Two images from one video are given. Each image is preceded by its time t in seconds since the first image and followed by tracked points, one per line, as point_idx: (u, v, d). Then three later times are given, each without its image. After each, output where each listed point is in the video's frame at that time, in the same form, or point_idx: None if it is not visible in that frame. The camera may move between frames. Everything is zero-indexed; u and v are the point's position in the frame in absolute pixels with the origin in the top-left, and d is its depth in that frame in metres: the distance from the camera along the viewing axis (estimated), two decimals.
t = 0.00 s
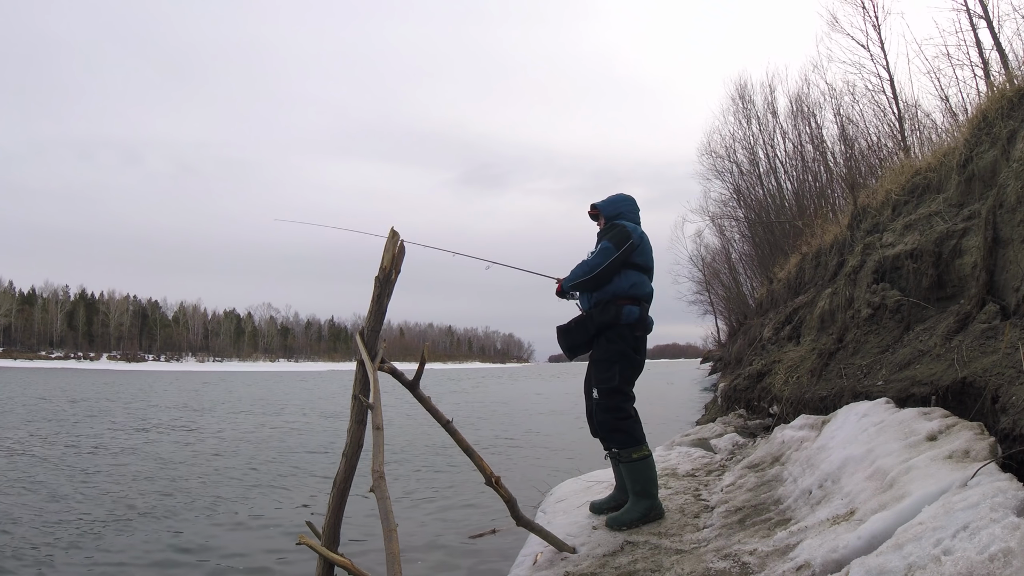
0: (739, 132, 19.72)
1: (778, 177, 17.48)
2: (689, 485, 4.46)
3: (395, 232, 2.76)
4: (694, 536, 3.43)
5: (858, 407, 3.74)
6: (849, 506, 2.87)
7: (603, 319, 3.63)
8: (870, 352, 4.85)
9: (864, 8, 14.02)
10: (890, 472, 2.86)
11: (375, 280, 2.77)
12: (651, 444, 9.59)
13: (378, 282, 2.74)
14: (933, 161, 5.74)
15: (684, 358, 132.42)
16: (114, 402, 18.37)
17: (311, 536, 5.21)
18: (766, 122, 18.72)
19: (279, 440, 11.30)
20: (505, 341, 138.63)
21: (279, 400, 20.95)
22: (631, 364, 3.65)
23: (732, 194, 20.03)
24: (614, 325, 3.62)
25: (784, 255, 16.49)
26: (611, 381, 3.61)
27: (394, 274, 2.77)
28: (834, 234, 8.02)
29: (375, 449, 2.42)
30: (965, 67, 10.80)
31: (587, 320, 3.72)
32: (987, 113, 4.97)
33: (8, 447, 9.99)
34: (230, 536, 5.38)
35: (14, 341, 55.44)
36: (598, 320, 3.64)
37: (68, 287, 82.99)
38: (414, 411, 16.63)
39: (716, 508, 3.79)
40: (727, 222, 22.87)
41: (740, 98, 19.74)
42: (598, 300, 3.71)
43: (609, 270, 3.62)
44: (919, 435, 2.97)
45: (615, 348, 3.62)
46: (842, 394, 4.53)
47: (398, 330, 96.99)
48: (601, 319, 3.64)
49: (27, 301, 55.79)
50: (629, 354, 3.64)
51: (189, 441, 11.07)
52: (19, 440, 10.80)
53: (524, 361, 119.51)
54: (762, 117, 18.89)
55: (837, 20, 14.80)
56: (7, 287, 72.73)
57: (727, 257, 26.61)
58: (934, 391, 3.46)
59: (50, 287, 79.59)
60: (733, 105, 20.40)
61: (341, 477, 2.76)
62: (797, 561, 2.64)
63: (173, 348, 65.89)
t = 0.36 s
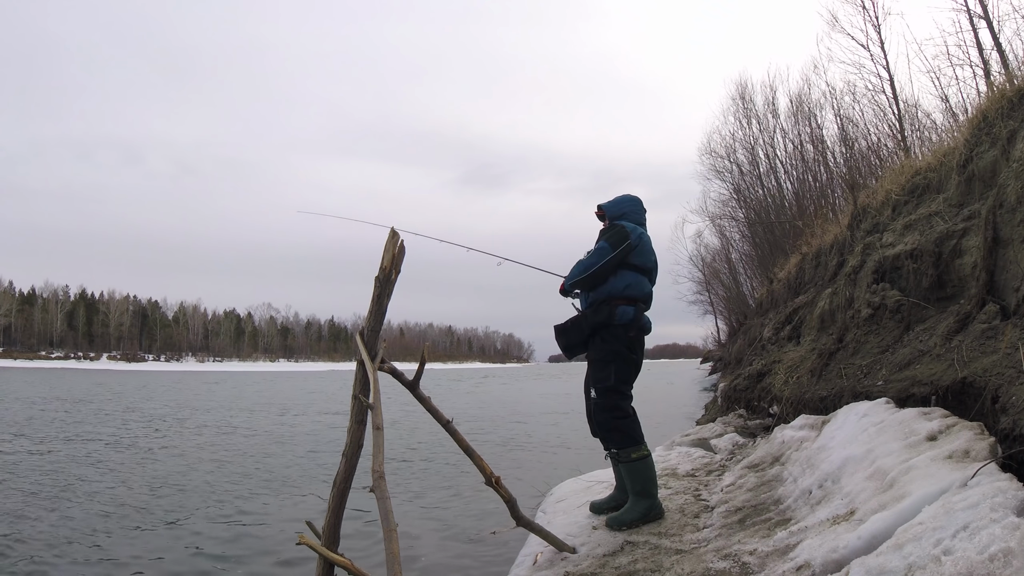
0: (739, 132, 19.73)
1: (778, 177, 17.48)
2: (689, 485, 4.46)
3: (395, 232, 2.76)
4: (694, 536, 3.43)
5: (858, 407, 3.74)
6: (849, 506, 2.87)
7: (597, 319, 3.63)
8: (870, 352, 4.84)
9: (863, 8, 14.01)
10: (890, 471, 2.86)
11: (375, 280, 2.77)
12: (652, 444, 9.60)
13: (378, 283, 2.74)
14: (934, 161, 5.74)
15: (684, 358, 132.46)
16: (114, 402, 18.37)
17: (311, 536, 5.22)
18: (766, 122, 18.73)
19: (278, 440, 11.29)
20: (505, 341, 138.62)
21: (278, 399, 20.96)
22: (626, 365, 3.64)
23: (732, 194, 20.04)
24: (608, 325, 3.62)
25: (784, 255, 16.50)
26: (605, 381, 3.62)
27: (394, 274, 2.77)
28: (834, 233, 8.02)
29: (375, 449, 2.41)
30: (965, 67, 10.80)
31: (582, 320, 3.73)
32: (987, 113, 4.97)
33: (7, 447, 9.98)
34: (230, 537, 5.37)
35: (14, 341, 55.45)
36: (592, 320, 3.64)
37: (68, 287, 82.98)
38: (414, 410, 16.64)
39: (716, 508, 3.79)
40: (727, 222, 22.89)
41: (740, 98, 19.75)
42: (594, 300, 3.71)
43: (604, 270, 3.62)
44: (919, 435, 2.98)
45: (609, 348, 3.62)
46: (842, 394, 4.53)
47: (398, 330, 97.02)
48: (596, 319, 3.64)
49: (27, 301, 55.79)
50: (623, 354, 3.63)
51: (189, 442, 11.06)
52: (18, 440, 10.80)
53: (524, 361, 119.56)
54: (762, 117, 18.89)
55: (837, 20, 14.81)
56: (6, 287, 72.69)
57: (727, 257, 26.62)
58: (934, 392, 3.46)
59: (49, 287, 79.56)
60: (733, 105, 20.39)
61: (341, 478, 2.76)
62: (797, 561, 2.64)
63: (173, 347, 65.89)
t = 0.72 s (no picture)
0: (740, 132, 19.74)
1: (778, 177, 17.49)
2: (689, 485, 4.46)
3: (395, 232, 2.76)
4: (694, 536, 3.43)
5: (858, 407, 3.74)
6: (849, 506, 2.87)
7: (596, 318, 3.63)
8: (870, 352, 4.84)
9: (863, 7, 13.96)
10: (890, 472, 2.86)
11: (375, 280, 2.77)
12: (652, 444, 9.59)
13: (378, 282, 2.74)
14: (934, 160, 5.74)
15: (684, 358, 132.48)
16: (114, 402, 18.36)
17: (311, 536, 5.22)
18: (766, 122, 18.73)
19: (278, 440, 11.29)
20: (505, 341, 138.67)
21: (279, 399, 20.95)
22: (624, 365, 3.64)
23: (732, 194, 20.04)
24: (606, 325, 3.62)
25: (784, 254, 16.50)
26: (605, 379, 3.61)
27: (394, 274, 2.77)
28: (834, 233, 8.02)
29: (375, 449, 2.41)
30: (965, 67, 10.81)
31: (580, 319, 3.73)
32: (987, 113, 4.97)
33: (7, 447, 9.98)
34: (231, 536, 5.37)
35: (14, 341, 55.44)
36: (591, 320, 3.64)
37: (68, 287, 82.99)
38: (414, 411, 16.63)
39: (716, 508, 3.79)
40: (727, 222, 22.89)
41: (740, 99, 19.76)
42: (593, 299, 3.71)
43: (603, 269, 3.63)
44: (919, 435, 2.97)
45: (608, 347, 3.62)
46: (842, 394, 4.54)
47: (398, 330, 97.04)
48: (594, 319, 3.64)
49: (26, 301, 55.76)
50: (623, 354, 3.62)
51: (189, 441, 11.05)
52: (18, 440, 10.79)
53: (524, 361, 119.59)
54: (762, 117, 18.90)
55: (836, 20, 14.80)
56: (6, 287, 72.64)
57: (727, 257, 26.62)
58: (933, 392, 3.46)
59: (50, 287, 79.55)
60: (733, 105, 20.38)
61: (341, 478, 2.76)
62: (797, 561, 2.64)
63: (173, 347, 65.89)
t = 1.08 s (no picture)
0: (739, 132, 19.74)
1: (778, 177, 17.48)
2: (689, 485, 4.46)
3: (395, 232, 2.76)
4: (694, 536, 3.43)
5: (858, 407, 3.74)
6: (849, 506, 2.87)
7: (598, 317, 3.62)
8: (870, 352, 4.84)
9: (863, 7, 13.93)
10: (890, 472, 2.86)
11: (375, 280, 2.77)
12: (652, 444, 9.59)
13: (378, 282, 2.74)
14: (934, 161, 5.74)
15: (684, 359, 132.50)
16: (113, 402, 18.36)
17: (311, 536, 5.22)
18: (766, 122, 18.73)
19: (278, 440, 11.28)
20: (505, 341, 138.58)
21: (279, 399, 20.96)
22: (625, 366, 3.65)
23: (732, 194, 20.03)
24: (610, 325, 3.62)
25: (784, 254, 16.50)
26: (607, 379, 3.61)
27: (394, 274, 2.77)
28: (834, 233, 8.02)
29: (375, 449, 2.42)
30: (965, 67, 10.81)
31: (582, 318, 3.71)
32: (987, 113, 4.97)
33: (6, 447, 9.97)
34: (231, 536, 5.37)
35: (14, 341, 55.43)
36: (594, 319, 3.63)
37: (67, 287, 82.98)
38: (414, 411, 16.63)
39: (716, 508, 3.79)
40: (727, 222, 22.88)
41: (740, 98, 19.75)
42: (595, 297, 3.70)
43: (608, 268, 3.62)
44: (919, 435, 2.98)
45: (610, 347, 3.62)
46: (842, 394, 4.54)
47: (398, 330, 97.06)
48: (598, 319, 3.63)
49: (26, 301, 55.76)
50: (624, 354, 3.63)
51: (189, 441, 11.04)
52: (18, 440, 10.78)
53: (524, 361, 119.61)
54: (762, 116, 18.90)
55: (837, 20, 14.78)
56: (6, 287, 72.62)
57: (727, 257, 26.62)
58: (933, 391, 3.46)
59: (50, 287, 79.51)
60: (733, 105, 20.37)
61: (341, 478, 2.76)
62: (798, 561, 2.64)
63: (173, 348, 65.91)
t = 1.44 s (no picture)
0: (739, 132, 19.73)
1: (778, 177, 17.47)
2: (689, 485, 4.46)
3: (395, 232, 2.76)
4: (694, 536, 3.43)
5: (858, 407, 3.74)
6: (849, 506, 2.86)
7: (607, 318, 3.60)
8: (870, 352, 4.84)
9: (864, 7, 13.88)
10: (890, 472, 2.86)
11: (376, 280, 2.77)
12: (652, 444, 9.59)
13: (378, 282, 2.74)
14: (934, 161, 5.74)
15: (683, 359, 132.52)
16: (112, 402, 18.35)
17: (311, 536, 5.22)
18: (766, 122, 18.73)
19: (278, 440, 11.27)
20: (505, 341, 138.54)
21: (278, 399, 20.95)
22: (629, 368, 3.68)
23: (732, 194, 20.02)
24: (619, 327, 3.61)
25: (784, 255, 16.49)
26: (611, 380, 3.61)
27: (394, 274, 2.77)
28: (834, 233, 8.02)
29: (375, 449, 2.41)
30: (965, 67, 10.79)
31: (590, 317, 3.66)
32: (987, 113, 4.97)
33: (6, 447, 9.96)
34: (230, 536, 5.36)
35: (14, 341, 55.42)
36: (602, 319, 3.61)
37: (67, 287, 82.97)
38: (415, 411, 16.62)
39: (716, 508, 3.79)
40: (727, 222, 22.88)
41: (740, 98, 19.74)
42: (603, 298, 3.70)
43: (620, 270, 3.63)
44: (919, 435, 2.97)
45: (616, 349, 3.63)
46: (842, 394, 4.54)
47: (398, 330, 97.09)
48: (608, 320, 3.61)
49: (26, 301, 55.76)
50: (628, 357, 3.66)
51: (188, 441, 11.04)
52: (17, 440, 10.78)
53: (524, 361, 119.62)
54: (762, 116, 18.90)
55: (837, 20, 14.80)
56: (6, 287, 72.61)
57: (727, 257, 26.61)
58: (933, 391, 3.46)
59: (50, 287, 79.27)
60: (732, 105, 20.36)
61: (341, 478, 2.76)
62: (797, 561, 2.64)
63: (173, 348, 65.92)
